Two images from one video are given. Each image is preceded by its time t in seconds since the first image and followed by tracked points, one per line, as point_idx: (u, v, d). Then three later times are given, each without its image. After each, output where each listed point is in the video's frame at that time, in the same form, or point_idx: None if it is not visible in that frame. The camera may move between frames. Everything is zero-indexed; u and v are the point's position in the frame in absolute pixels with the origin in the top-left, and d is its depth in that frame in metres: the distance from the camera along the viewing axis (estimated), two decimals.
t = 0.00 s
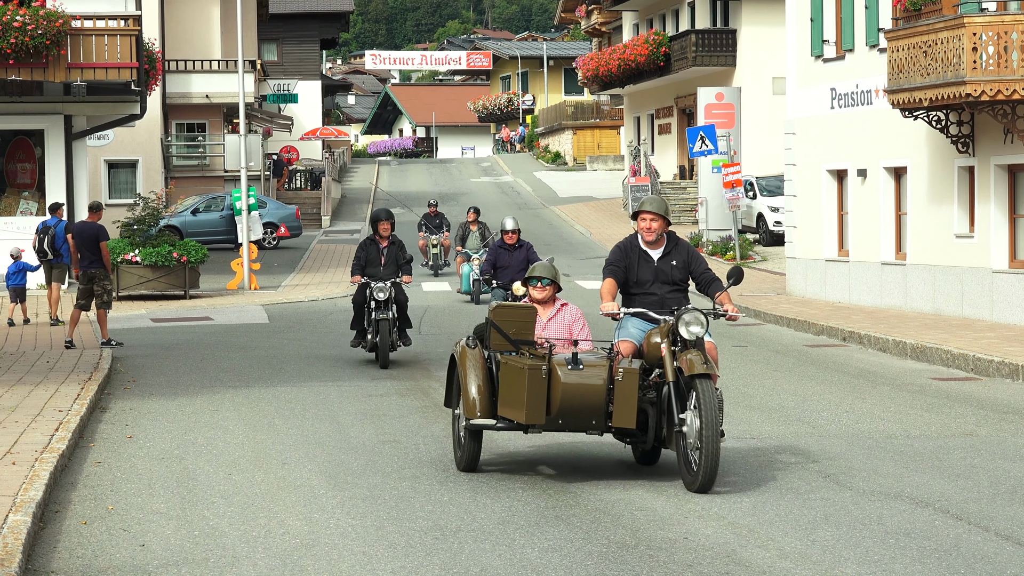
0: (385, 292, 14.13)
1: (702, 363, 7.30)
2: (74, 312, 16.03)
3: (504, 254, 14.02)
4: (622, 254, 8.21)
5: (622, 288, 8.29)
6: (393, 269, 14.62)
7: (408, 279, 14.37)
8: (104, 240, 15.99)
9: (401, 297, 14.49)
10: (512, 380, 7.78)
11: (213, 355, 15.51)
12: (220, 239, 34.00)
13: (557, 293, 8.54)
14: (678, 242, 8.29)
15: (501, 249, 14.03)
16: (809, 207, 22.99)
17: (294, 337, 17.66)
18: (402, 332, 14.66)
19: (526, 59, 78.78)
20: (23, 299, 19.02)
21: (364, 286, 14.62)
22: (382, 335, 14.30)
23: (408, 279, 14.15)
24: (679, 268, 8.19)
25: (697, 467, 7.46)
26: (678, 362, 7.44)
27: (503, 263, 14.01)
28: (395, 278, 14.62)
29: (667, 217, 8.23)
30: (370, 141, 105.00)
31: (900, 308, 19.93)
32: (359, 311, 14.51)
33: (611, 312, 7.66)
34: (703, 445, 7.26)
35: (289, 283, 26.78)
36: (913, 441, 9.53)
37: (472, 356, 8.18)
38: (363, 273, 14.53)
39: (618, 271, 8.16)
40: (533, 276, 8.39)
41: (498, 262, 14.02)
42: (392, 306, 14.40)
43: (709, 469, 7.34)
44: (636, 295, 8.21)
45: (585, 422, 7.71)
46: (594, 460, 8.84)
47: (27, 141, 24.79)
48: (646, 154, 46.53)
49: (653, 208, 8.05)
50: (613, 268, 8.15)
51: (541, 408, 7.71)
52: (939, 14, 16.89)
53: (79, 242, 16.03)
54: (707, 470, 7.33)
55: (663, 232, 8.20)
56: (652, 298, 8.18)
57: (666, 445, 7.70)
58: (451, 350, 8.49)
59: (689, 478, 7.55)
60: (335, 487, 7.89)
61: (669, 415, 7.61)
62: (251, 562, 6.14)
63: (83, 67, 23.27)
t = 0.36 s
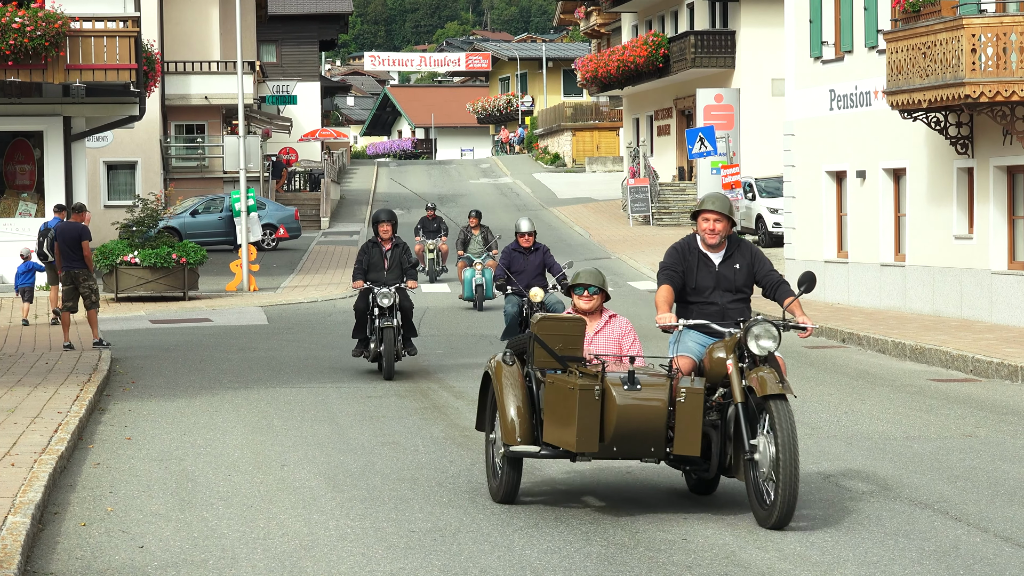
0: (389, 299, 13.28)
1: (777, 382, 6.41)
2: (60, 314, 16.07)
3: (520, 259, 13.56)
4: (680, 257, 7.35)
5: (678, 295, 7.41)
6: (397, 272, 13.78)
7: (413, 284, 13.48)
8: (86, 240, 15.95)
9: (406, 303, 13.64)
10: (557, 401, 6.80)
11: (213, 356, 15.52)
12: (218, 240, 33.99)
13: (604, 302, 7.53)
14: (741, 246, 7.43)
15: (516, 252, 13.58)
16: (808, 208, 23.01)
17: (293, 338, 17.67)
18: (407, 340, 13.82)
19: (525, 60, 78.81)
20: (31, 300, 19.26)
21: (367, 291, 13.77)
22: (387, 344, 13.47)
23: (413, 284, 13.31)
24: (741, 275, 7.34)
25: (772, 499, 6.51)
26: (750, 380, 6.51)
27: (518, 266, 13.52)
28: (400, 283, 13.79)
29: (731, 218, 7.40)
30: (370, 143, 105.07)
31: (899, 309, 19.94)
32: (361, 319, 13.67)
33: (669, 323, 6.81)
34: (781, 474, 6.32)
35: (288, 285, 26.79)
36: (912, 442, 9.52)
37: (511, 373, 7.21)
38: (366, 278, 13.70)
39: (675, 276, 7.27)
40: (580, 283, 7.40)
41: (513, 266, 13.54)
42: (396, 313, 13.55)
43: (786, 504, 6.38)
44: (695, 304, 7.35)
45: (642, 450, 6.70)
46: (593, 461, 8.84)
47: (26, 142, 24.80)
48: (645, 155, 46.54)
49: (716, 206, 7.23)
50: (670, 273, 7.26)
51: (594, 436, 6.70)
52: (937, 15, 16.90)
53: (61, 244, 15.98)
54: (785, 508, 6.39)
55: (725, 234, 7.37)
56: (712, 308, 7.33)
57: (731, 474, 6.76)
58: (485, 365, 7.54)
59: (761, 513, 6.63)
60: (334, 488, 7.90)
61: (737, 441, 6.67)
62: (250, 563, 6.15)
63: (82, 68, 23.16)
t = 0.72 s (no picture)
0: (392, 307, 12.36)
1: (879, 405, 5.46)
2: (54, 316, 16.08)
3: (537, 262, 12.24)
4: (754, 262, 6.52)
5: (752, 306, 6.58)
6: (401, 277, 12.84)
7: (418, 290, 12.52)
8: (82, 242, 16.02)
9: (412, 311, 12.74)
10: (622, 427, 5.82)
11: (211, 358, 15.50)
12: (216, 242, 33.96)
13: (670, 316, 6.68)
14: (821, 248, 6.59)
15: (532, 255, 12.27)
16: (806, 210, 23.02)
17: (291, 340, 17.65)
18: (412, 350, 12.94)
19: (523, 62, 78.86)
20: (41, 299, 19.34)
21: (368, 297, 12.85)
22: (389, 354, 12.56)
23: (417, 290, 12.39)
24: (824, 280, 6.51)
25: (876, 543, 5.48)
26: (847, 404, 5.54)
27: (534, 272, 12.21)
28: (404, 288, 12.86)
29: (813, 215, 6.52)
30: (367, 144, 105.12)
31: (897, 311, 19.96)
32: (363, 327, 12.75)
33: (746, 337, 5.94)
34: (886, 513, 5.33)
35: (286, 287, 26.78)
36: (911, 444, 9.51)
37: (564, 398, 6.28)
38: (368, 284, 12.75)
39: (750, 284, 6.45)
40: (643, 292, 6.57)
41: (529, 271, 12.25)
42: (399, 321, 12.65)
43: (893, 551, 5.37)
44: (773, 315, 6.53)
45: (722, 484, 5.68)
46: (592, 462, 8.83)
47: (24, 145, 24.75)
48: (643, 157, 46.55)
49: (797, 205, 6.36)
50: (744, 281, 6.44)
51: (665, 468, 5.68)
52: (935, 17, 16.91)
53: (56, 245, 16.01)
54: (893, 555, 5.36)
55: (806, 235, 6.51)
56: (792, 319, 6.51)
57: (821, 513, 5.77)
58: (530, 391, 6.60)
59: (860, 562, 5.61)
60: (333, 490, 7.89)
61: (829, 475, 5.70)
62: (248, 566, 6.15)
63: (79, 71, 23.17)
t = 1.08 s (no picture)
0: (399, 315, 11.47)
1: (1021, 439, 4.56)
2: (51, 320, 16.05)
3: (554, 270, 11.51)
4: (856, 270, 5.77)
5: (855, 320, 5.84)
6: (407, 283, 11.99)
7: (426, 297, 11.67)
8: (81, 245, 16.07)
9: (419, 319, 11.87)
10: (712, 465, 4.94)
11: (208, 360, 15.50)
12: (213, 245, 33.96)
13: (758, 332, 5.86)
14: (933, 255, 5.79)
15: (549, 261, 11.57)
16: (804, 213, 23.00)
17: (288, 342, 17.65)
18: (418, 362, 12.06)
19: (520, 65, 78.91)
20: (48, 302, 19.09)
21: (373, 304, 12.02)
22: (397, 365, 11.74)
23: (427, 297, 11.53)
24: (935, 292, 5.73)
25: None
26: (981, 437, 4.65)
27: (552, 278, 11.50)
28: (410, 294, 12.00)
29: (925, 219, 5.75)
30: (365, 147, 105.21)
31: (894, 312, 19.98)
32: (366, 337, 11.88)
33: (853, 357, 5.24)
34: None
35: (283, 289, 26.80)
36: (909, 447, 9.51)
37: (637, 426, 5.41)
38: (372, 291, 11.93)
39: (852, 295, 5.71)
40: (728, 306, 5.73)
41: (546, 277, 11.53)
42: (406, 331, 11.82)
43: None
44: (878, 332, 5.78)
45: (832, 532, 4.75)
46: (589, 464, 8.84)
47: (21, 147, 24.73)
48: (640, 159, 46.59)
49: (902, 204, 5.62)
50: (845, 292, 5.71)
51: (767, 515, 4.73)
52: (932, 19, 16.93)
53: (53, 249, 16.01)
54: None
55: (915, 240, 5.73)
56: (899, 337, 5.75)
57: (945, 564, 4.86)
58: (596, 415, 5.78)
59: None
60: (331, 493, 7.89)
61: (953, 519, 4.85)
62: (245, 568, 6.14)
63: (77, 73, 23.15)
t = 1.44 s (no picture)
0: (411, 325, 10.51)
1: None
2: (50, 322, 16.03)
3: (574, 275, 10.64)
4: (997, 282, 5.61)
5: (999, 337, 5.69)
6: (417, 290, 11.08)
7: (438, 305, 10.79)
8: (78, 247, 16.03)
9: (430, 328, 10.94)
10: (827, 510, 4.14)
11: (206, 363, 15.49)
12: (210, 247, 33.95)
13: (879, 354, 4.92)
14: None
15: (569, 265, 10.69)
16: (802, 215, 22.99)
17: (285, 345, 17.64)
18: (429, 374, 11.14)
19: (517, 67, 78.95)
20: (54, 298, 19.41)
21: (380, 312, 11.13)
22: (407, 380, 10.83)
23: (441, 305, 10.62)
24: None
25: None
26: None
27: (572, 283, 10.61)
28: (420, 302, 11.08)
29: None
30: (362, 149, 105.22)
31: (892, 315, 19.99)
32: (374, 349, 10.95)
33: (1006, 384, 5.07)
34: None
35: (281, 291, 26.78)
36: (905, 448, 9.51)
37: (739, 463, 4.74)
38: (380, 298, 11.03)
39: (994, 308, 5.55)
40: (840, 319, 4.82)
41: (565, 283, 10.65)
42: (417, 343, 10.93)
43: None
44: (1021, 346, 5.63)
45: None
46: (586, 466, 8.85)
47: (19, 150, 24.75)
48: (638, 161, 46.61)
49: None
50: (987, 306, 5.54)
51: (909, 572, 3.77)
52: (930, 22, 16.94)
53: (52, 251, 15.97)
54: None
55: None
56: None
57: None
58: (688, 448, 5.15)
59: None
60: (328, 495, 7.89)
61: None
62: (243, 570, 6.14)
63: (74, 75, 23.13)
